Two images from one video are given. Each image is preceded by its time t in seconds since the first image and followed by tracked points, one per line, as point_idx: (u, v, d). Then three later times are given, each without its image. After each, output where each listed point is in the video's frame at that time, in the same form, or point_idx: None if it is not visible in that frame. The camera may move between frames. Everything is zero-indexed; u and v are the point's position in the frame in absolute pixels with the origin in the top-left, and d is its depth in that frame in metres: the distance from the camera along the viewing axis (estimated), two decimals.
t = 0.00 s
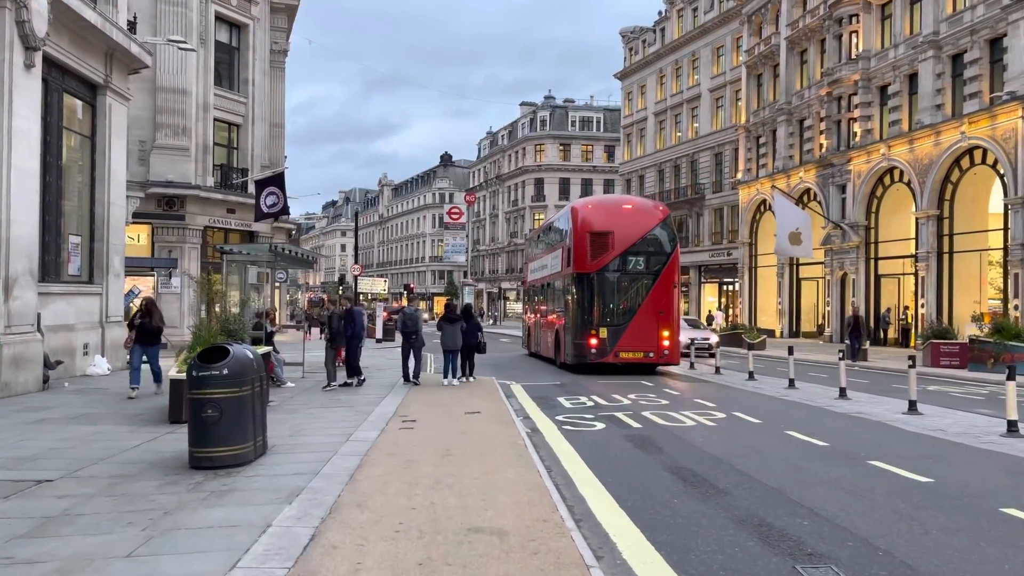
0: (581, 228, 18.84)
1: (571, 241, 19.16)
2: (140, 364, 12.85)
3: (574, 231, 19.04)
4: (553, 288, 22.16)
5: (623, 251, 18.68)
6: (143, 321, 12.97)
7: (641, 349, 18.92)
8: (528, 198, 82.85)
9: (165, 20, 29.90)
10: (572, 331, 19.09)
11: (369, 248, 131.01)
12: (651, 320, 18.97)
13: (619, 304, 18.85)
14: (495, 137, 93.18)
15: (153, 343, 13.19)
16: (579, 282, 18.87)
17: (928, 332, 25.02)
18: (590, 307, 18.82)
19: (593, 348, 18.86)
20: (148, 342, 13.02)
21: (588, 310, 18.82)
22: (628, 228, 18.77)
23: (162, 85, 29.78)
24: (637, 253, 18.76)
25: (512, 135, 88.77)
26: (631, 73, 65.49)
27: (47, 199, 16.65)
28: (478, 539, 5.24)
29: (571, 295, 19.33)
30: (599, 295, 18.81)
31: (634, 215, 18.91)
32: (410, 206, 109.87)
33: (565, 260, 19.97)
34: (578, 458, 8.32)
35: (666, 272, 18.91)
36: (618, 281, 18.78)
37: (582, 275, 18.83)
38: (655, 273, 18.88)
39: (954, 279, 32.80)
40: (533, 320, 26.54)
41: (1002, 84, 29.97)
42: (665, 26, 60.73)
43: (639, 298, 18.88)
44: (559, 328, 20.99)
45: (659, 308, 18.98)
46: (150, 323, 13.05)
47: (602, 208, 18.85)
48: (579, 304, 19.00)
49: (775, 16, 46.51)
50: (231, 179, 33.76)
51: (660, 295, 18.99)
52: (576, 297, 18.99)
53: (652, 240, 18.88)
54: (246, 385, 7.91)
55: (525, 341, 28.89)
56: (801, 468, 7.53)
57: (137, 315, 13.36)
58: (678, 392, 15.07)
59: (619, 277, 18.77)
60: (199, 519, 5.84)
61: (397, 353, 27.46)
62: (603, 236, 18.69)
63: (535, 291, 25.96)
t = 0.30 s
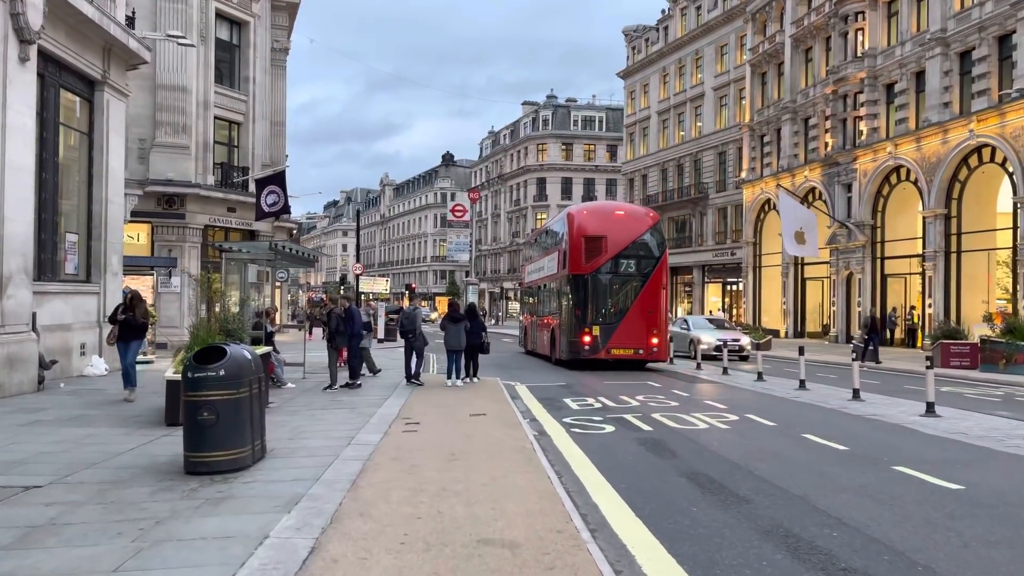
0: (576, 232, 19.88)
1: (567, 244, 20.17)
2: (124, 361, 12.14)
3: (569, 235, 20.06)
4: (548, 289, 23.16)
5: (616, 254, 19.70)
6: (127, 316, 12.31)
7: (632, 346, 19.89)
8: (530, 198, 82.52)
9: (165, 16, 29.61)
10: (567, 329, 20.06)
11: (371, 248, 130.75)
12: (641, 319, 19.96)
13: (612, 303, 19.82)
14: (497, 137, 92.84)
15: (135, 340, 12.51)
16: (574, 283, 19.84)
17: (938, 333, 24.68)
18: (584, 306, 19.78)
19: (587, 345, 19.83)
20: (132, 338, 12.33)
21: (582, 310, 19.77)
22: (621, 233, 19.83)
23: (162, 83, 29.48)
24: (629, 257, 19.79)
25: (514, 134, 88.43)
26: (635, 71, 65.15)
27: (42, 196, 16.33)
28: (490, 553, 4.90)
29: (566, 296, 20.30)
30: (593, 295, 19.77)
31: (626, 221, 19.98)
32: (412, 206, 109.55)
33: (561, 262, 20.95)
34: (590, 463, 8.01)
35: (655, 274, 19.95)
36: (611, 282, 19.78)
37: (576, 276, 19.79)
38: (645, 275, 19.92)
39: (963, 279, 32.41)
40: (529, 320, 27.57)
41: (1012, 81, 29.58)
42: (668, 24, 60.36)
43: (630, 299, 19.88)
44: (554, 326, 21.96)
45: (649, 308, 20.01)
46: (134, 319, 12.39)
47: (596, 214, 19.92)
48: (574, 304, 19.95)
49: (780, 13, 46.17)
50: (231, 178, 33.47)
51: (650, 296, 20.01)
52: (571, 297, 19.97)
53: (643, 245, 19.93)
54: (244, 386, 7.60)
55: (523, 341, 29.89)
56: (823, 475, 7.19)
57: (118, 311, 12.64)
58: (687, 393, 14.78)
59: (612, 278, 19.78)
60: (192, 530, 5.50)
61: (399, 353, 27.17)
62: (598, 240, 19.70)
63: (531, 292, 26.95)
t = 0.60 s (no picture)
0: (569, 236, 21.20)
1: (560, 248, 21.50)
2: (104, 365, 11.63)
3: (562, 239, 21.39)
4: (542, 289, 24.51)
5: (606, 258, 21.01)
6: (106, 318, 11.85)
7: (621, 343, 21.29)
8: (532, 197, 82.22)
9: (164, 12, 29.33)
10: (560, 327, 21.42)
11: (371, 248, 130.50)
12: (629, 318, 21.34)
13: (602, 304, 21.16)
14: (499, 136, 92.52)
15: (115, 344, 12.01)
16: (566, 284, 21.18)
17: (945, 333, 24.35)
18: (576, 306, 21.13)
19: (578, 342, 21.21)
20: (111, 342, 11.81)
21: (574, 309, 21.12)
22: (611, 238, 21.14)
23: (161, 80, 29.21)
24: (618, 260, 21.09)
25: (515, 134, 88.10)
26: (636, 70, 64.86)
27: (36, 192, 16.04)
28: (497, 564, 4.62)
29: (559, 296, 21.61)
30: (584, 297, 21.12)
31: (616, 225, 21.29)
32: (413, 206, 109.28)
33: (554, 265, 22.29)
34: (597, 467, 7.73)
35: (643, 276, 21.28)
36: (602, 284, 21.11)
37: (569, 279, 21.13)
38: (633, 277, 21.25)
39: (969, 278, 32.09)
40: (523, 319, 28.83)
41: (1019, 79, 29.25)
42: (670, 22, 60.07)
43: (619, 299, 21.22)
44: (547, 324, 23.30)
45: (637, 308, 21.37)
46: (114, 321, 11.93)
47: (587, 219, 21.24)
48: (567, 304, 21.26)
49: (783, 11, 45.88)
50: (231, 177, 33.18)
51: (638, 296, 21.36)
52: (564, 298, 21.30)
53: (631, 249, 21.24)
54: (238, 387, 7.31)
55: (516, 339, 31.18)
56: (842, 479, 6.89)
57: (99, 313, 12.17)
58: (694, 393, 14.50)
59: (602, 280, 21.08)
60: (181, 539, 5.21)
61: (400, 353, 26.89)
62: (589, 243, 21.03)
63: (526, 293, 28.13)
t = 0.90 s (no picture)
0: (561, 240, 22.35)
1: (552, 251, 22.67)
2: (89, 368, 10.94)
3: (554, 243, 22.54)
4: (537, 291, 25.72)
5: (596, 261, 22.18)
6: (81, 316, 11.06)
7: (610, 342, 22.53)
8: (532, 197, 81.90)
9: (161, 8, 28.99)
10: (553, 327, 22.60)
11: (371, 248, 130.25)
12: (618, 318, 22.55)
13: (592, 304, 22.36)
14: (499, 136, 92.19)
15: (92, 343, 11.24)
16: (559, 286, 22.35)
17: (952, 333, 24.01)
18: (567, 306, 22.32)
19: (570, 340, 22.41)
20: (90, 341, 11.10)
21: (566, 310, 22.32)
22: (600, 241, 22.31)
23: (158, 78, 28.89)
24: (607, 262, 22.26)
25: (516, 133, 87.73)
26: (637, 69, 64.54)
27: (28, 190, 15.73)
28: None
29: (551, 296, 22.78)
30: (576, 298, 22.30)
31: (604, 230, 22.46)
32: (413, 206, 109.00)
33: (547, 268, 23.48)
34: (604, 473, 7.41)
35: (631, 278, 22.45)
36: (591, 286, 22.30)
37: (561, 281, 22.29)
38: (622, 278, 22.41)
39: (974, 277, 31.78)
40: (518, 318, 30.04)
41: None
42: (672, 21, 59.76)
43: (608, 300, 22.42)
44: (542, 324, 24.51)
45: (625, 308, 22.57)
46: (89, 318, 11.16)
47: (578, 223, 22.41)
48: (560, 304, 22.44)
49: (786, 9, 45.54)
50: (230, 175, 32.89)
51: (625, 297, 22.57)
52: (556, 299, 22.47)
53: (620, 252, 22.42)
54: (229, 389, 6.99)
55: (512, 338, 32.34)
56: (862, 487, 6.56)
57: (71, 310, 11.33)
58: (699, 395, 14.21)
59: (592, 282, 22.26)
60: (162, 553, 4.88)
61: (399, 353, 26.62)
62: (580, 247, 22.19)
63: (521, 293, 29.30)
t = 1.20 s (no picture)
0: (554, 243, 23.30)
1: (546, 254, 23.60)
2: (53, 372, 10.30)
3: (548, 246, 23.48)
4: (531, 292, 26.72)
5: (587, 264, 23.13)
6: (47, 317, 10.37)
7: (601, 341, 23.46)
8: (533, 197, 81.57)
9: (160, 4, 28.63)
10: (546, 327, 23.53)
11: (371, 248, 129.98)
12: (608, 318, 23.50)
13: (584, 304, 23.30)
14: (500, 135, 91.89)
15: (61, 344, 10.55)
16: (552, 287, 23.28)
17: (960, 333, 23.68)
18: (560, 306, 23.25)
19: (562, 339, 23.34)
20: (56, 344, 10.42)
21: (558, 310, 23.24)
22: (592, 245, 23.26)
23: (156, 76, 28.62)
24: (598, 265, 23.21)
25: (517, 133, 87.40)
26: (638, 68, 64.27)
27: (20, 186, 15.41)
28: None
29: (545, 297, 23.72)
30: (568, 298, 23.23)
31: (595, 233, 23.41)
32: (413, 205, 108.73)
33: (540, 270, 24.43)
34: (614, 479, 7.09)
35: (622, 280, 23.37)
36: (583, 287, 23.24)
37: (554, 282, 23.23)
38: (613, 280, 23.35)
39: (980, 276, 31.45)
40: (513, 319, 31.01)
41: None
42: (673, 20, 59.47)
43: (598, 300, 23.36)
44: (535, 324, 25.46)
45: (616, 309, 23.52)
46: (56, 319, 10.45)
47: (570, 228, 23.35)
48: (553, 304, 23.36)
49: (789, 7, 45.20)
50: (228, 174, 32.53)
51: (616, 298, 23.51)
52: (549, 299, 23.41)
53: (610, 255, 23.36)
54: (221, 391, 6.66)
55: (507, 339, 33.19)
56: (888, 495, 6.23)
57: (38, 308, 10.61)
58: (706, 396, 13.91)
59: (584, 283, 23.20)
60: (148, 568, 4.56)
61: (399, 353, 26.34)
62: (572, 250, 23.12)
63: (516, 295, 30.30)
